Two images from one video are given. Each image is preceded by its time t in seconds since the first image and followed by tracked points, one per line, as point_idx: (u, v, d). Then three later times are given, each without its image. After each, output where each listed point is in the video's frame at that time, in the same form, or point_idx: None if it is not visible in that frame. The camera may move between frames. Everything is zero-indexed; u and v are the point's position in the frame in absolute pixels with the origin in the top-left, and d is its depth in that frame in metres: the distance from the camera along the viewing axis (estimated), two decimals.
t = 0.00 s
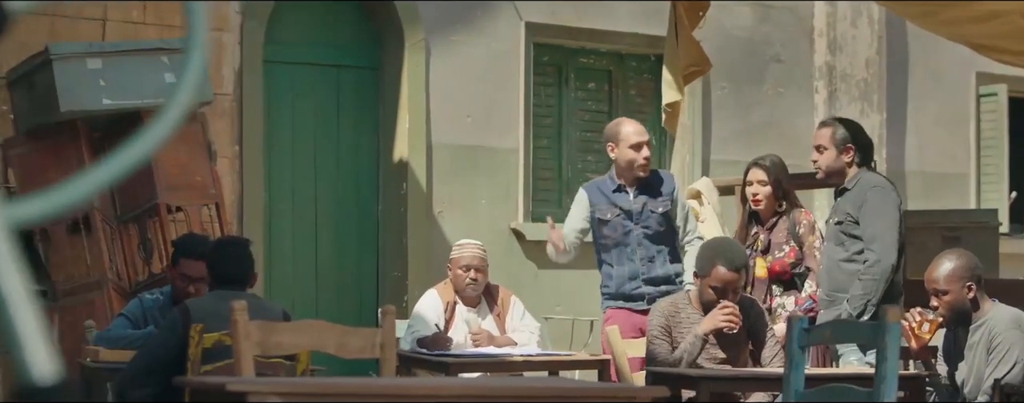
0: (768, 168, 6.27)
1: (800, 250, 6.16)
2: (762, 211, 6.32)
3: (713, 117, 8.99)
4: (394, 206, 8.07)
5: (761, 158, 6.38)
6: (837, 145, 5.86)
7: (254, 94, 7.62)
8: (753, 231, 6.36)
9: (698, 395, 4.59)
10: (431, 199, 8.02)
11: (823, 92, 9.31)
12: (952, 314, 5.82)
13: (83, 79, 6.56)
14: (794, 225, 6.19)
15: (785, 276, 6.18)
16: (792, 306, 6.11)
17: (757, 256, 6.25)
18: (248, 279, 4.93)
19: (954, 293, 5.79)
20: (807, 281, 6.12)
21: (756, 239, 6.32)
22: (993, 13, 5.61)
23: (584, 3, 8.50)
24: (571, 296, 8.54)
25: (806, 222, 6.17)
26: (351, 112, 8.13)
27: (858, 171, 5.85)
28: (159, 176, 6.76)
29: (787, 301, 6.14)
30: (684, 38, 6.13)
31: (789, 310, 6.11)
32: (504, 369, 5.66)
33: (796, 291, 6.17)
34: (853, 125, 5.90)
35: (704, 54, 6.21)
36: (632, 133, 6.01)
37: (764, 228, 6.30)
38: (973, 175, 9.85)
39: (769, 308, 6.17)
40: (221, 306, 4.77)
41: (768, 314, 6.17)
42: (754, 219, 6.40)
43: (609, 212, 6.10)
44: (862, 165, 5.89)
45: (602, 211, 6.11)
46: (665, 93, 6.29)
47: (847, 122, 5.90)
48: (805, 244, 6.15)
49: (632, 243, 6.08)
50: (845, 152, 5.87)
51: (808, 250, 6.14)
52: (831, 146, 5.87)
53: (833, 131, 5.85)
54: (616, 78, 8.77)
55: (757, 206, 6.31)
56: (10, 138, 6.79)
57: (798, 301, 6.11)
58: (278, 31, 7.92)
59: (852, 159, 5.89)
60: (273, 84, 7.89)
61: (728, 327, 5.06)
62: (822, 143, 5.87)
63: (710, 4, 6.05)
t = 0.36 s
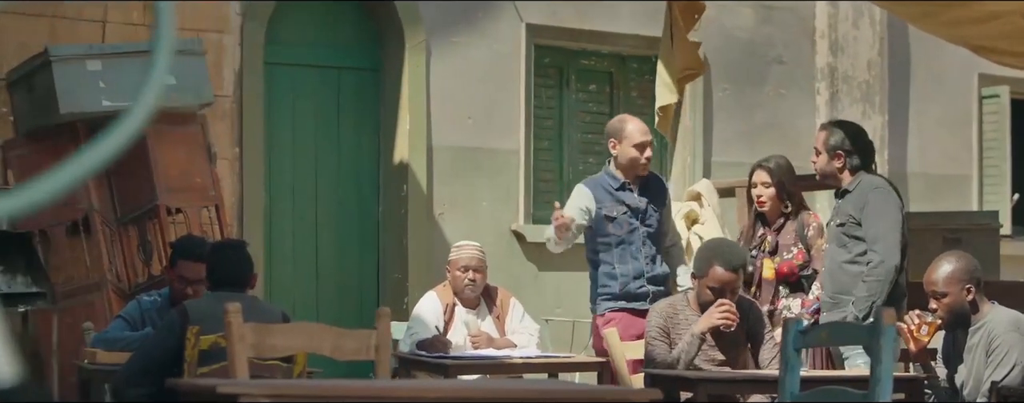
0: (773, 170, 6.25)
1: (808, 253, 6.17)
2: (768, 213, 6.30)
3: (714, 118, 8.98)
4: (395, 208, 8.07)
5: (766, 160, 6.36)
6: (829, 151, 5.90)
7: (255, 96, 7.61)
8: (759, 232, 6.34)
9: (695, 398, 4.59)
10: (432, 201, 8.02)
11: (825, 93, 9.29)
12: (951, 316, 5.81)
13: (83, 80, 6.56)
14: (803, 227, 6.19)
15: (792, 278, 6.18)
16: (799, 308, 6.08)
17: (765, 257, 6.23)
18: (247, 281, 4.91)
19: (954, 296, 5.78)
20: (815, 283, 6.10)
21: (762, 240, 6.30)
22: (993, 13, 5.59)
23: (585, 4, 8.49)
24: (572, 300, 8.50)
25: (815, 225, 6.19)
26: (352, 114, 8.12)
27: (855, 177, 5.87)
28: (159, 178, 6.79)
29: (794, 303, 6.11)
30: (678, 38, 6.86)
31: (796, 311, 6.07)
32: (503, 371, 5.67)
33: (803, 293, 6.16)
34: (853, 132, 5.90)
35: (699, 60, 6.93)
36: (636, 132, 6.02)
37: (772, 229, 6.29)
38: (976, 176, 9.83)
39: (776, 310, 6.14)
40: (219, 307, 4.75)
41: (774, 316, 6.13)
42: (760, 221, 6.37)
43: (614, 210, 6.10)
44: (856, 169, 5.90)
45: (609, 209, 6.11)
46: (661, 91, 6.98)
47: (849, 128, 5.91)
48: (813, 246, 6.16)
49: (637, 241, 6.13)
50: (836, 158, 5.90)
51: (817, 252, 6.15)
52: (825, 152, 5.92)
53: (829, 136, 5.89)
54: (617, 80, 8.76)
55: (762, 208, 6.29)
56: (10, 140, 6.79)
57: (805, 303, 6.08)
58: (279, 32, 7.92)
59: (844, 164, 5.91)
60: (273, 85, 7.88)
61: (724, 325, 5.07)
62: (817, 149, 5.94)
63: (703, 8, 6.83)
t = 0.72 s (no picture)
0: (766, 172, 6.21)
1: (804, 255, 6.13)
2: (765, 215, 6.27)
3: (719, 119, 8.96)
4: (398, 209, 8.06)
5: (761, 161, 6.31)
6: (836, 153, 5.88)
7: (257, 97, 7.59)
8: (756, 235, 6.33)
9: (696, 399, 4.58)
10: (435, 201, 8.01)
11: (830, 93, 9.28)
12: (951, 317, 5.80)
13: (85, 81, 6.55)
14: (799, 230, 6.15)
15: (789, 281, 6.16)
16: (797, 312, 6.05)
17: (762, 260, 6.22)
18: (249, 282, 4.91)
19: (956, 296, 5.76)
20: (813, 288, 6.06)
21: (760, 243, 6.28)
22: (996, 13, 5.56)
23: (588, 5, 8.48)
24: (575, 301, 8.49)
25: (811, 227, 6.14)
26: (355, 114, 8.11)
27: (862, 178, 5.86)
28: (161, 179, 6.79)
29: (791, 307, 6.10)
30: (675, 41, 6.99)
31: (794, 316, 6.06)
32: (505, 372, 5.66)
33: (801, 297, 6.15)
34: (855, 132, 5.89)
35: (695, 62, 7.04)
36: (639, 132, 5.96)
37: (767, 232, 6.27)
38: (981, 177, 9.80)
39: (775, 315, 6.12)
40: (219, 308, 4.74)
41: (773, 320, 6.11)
42: (756, 223, 6.36)
43: (620, 213, 6.07)
44: (865, 169, 5.89)
45: (613, 213, 6.07)
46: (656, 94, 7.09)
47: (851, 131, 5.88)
48: (809, 249, 6.12)
49: (641, 243, 6.11)
50: (845, 160, 5.88)
51: (814, 255, 6.11)
52: (831, 155, 5.91)
53: (831, 141, 5.87)
54: (621, 80, 8.74)
55: (757, 210, 6.27)
56: (12, 141, 6.79)
57: (803, 307, 6.05)
58: (282, 33, 7.90)
59: (854, 164, 5.89)
60: (276, 86, 7.87)
61: (724, 322, 5.08)
62: (823, 152, 5.92)
63: (702, 10, 6.92)
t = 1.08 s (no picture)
0: (736, 173, 6.11)
1: (763, 258, 6.05)
2: (727, 216, 6.16)
3: (725, 118, 8.94)
4: (403, 208, 8.05)
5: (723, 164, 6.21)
6: (843, 158, 6.00)
7: (262, 97, 7.59)
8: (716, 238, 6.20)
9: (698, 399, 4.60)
10: (441, 201, 8.00)
11: (837, 93, 9.26)
12: (964, 314, 5.79)
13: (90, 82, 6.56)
14: (757, 232, 6.08)
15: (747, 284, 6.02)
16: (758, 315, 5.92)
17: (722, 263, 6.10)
18: (252, 281, 4.89)
19: (969, 295, 5.75)
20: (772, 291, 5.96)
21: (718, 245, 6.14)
22: (1001, 12, 5.54)
23: (594, 4, 8.48)
24: (581, 300, 8.46)
25: (768, 229, 6.08)
26: (361, 114, 8.11)
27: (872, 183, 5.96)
28: (166, 179, 6.79)
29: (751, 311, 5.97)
30: (677, 42, 7.44)
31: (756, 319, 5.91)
32: (510, 372, 5.64)
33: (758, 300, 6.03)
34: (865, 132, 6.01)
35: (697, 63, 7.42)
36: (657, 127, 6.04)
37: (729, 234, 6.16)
38: (989, 177, 9.76)
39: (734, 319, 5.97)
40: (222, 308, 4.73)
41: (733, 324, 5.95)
42: (717, 226, 6.23)
43: (640, 212, 6.12)
44: (873, 171, 6.01)
45: (634, 211, 6.12)
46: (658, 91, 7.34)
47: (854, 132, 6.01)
48: (768, 252, 6.05)
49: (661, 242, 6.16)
50: (854, 163, 6.00)
51: (772, 257, 6.04)
52: (836, 160, 6.03)
53: (837, 145, 5.99)
54: (628, 80, 8.73)
55: (722, 211, 6.15)
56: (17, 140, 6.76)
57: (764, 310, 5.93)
58: (288, 33, 7.90)
59: (862, 168, 6.02)
60: (282, 86, 7.87)
61: (728, 326, 5.04)
62: (829, 158, 6.04)
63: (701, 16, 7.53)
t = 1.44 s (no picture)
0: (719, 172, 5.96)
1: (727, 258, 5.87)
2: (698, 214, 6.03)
3: (729, 117, 8.93)
4: (407, 207, 8.03)
5: (703, 162, 6.01)
6: (847, 158, 6.09)
7: (265, 96, 7.57)
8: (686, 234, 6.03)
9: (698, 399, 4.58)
10: (444, 201, 7.98)
11: (842, 92, 9.23)
12: (974, 313, 5.79)
13: (90, 81, 6.55)
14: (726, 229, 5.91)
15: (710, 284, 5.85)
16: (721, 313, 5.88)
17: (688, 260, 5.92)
18: (252, 281, 4.88)
19: (981, 293, 5.75)
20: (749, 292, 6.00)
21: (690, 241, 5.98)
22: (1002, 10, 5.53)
23: (597, 4, 8.46)
24: (585, 300, 8.44)
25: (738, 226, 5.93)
26: (365, 113, 8.09)
27: (875, 184, 6.04)
28: (168, 178, 6.78)
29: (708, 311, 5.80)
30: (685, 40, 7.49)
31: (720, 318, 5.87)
32: (512, 372, 5.63)
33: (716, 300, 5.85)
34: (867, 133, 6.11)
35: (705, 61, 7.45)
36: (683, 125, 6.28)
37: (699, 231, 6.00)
38: (994, 176, 9.72)
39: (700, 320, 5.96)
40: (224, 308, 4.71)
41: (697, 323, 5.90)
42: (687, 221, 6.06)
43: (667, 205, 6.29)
44: (875, 171, 6.10)
45: (660, 205, 6.30)
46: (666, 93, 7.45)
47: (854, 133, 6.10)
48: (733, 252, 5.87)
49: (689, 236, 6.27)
50: (858, 162, 6.10)
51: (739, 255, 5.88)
52: (840, 162, 6.11)
53: (839, 147, 6.08)
54: (631, 79, 8.72)
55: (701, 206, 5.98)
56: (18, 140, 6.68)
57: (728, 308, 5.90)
58: (291, 33, 7.89)
59: (866, 168, 6.11)
60: (285, 86, 7.86)
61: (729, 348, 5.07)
62: (830, 161, 6.13)
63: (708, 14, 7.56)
